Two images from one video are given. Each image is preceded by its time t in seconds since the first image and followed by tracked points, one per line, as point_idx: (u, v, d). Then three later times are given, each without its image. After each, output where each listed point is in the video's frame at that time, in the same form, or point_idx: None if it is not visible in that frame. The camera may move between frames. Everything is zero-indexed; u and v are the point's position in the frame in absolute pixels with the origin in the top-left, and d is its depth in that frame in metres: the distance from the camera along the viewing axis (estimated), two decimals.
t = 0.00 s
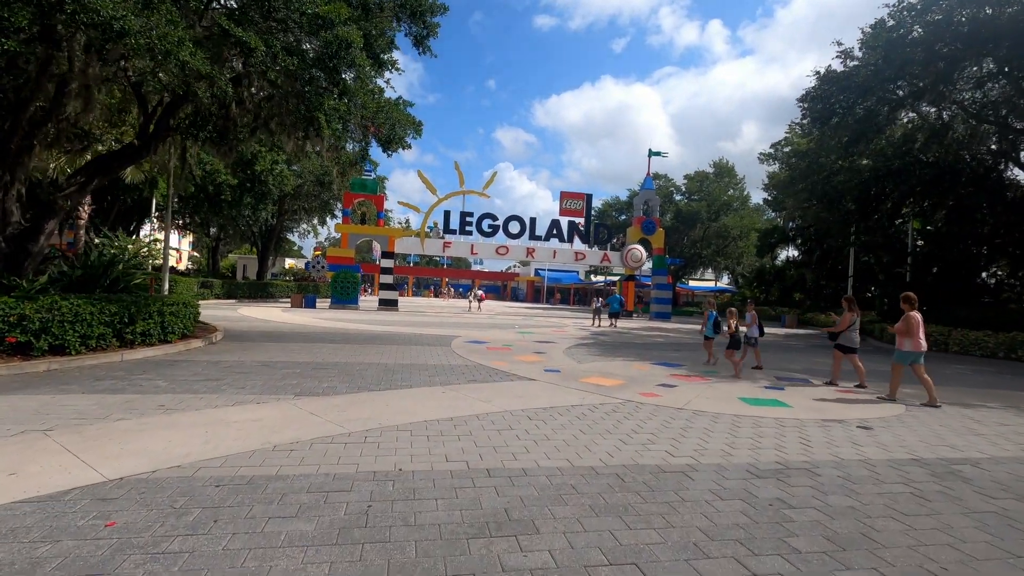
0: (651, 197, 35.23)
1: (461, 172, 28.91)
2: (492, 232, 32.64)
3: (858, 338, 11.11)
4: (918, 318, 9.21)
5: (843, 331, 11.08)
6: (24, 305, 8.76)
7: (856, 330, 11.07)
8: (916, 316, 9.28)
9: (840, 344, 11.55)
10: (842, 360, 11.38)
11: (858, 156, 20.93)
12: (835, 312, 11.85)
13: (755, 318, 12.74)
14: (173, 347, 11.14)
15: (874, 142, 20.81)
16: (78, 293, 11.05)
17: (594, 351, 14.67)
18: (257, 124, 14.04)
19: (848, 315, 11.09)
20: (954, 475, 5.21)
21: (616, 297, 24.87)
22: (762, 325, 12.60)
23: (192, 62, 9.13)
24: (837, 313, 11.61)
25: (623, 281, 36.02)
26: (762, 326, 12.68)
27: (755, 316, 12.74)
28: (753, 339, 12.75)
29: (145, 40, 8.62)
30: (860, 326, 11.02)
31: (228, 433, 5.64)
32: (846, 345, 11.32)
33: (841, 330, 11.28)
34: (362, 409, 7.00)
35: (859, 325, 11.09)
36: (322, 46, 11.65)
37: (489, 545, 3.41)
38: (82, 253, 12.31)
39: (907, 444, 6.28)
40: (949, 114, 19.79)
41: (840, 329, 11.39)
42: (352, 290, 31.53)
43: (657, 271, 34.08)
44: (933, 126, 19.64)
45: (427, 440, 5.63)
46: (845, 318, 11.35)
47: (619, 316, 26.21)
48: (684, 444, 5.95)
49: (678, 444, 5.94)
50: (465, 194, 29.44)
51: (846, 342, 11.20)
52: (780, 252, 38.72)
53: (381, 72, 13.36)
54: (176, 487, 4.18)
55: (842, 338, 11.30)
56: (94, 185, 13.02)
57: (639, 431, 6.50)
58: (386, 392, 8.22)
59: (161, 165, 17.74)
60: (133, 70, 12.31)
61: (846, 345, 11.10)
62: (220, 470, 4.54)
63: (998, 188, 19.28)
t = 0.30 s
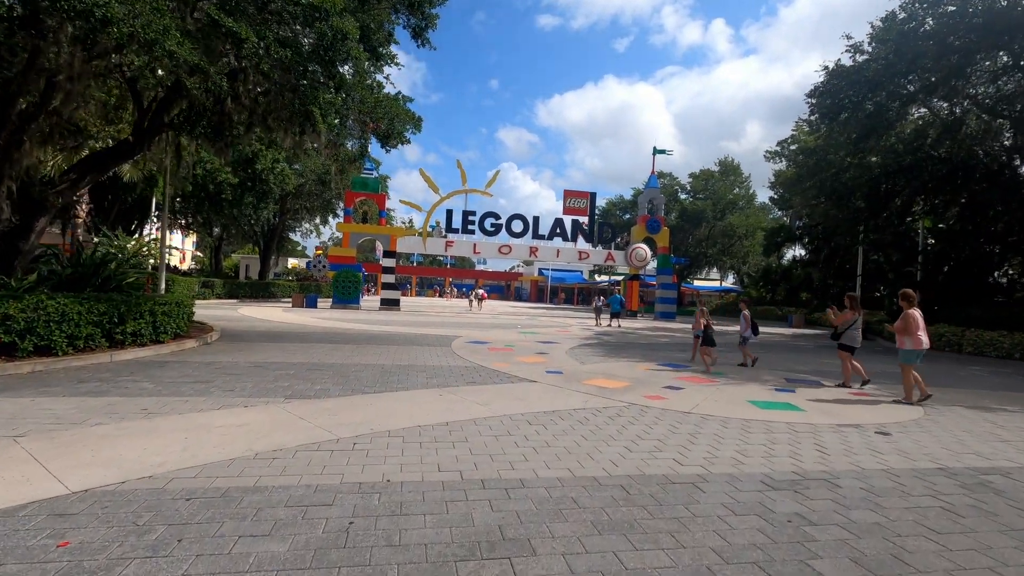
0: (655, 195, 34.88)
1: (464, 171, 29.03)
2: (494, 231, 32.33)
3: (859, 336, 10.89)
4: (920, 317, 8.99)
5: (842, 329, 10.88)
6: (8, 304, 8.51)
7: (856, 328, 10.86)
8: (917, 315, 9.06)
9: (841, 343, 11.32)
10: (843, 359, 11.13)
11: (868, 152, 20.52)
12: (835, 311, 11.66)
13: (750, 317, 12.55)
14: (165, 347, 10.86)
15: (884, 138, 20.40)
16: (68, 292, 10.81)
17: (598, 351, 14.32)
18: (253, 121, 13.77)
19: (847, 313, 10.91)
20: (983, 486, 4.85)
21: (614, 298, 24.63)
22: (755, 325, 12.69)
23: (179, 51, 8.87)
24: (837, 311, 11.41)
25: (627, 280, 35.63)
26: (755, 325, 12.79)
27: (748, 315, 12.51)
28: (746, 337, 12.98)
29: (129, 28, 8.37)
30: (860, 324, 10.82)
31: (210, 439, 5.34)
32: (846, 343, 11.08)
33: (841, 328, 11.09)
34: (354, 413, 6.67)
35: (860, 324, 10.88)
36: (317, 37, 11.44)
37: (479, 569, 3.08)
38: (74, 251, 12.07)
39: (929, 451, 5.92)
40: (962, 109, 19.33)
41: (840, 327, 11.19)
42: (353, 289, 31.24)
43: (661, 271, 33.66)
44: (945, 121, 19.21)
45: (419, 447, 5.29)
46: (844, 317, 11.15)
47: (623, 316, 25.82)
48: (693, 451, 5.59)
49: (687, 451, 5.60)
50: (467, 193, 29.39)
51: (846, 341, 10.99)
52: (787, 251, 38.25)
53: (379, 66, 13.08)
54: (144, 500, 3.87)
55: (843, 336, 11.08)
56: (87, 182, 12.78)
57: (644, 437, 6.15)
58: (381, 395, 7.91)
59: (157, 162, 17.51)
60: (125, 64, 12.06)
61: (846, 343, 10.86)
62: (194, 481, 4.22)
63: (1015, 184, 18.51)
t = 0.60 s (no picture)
0: (659, 193, 34.44)
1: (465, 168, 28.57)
2: (496, 229, 31.96)
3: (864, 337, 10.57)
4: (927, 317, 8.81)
5: (847, 329, 10.55)
6: None
7: (861, 329, 10.55)
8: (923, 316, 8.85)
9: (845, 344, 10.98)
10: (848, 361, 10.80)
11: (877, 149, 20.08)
12: (837, 311, 11.37)
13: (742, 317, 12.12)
14: (154, 348, 10.54)
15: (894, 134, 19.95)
16: (55, 292, 10.51)
17: (601, 352, 13.96)
18: (247, 117, 13.43)
19: (851, 313, 10.60)
20: (1019, 503, 4.47)
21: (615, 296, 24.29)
22: (748, 325, 12.51)
23: (162, 40, 8.55)
24: (840, 312, 11.10)
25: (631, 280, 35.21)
26: (747, 324, 12.58)
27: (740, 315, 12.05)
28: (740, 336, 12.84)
29: (108, 15, 8.05)
30: (865, 325, 10.51)
31: (186, 450, 5.00)
32: (851, 344, 10.75)
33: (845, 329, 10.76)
34: (342, 420, 6.31)
35: (864, 325, 10.58)
36: (309, 29, 11.12)
37: None
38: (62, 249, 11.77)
39: (955, 462, 5.54)
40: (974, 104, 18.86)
41: (845, 328, 10.87)
42: (354, 289, 30.93)
43: (665, 270, 33.23)
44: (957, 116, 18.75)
45: (409, 459, 4.94)
46: (848, 317, 10.84)
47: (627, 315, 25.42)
48: (703, 462, 5.20)
49: (696, 462, 5.23)
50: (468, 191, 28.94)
51: (851, 342, 10.66)
52: (793, 249, 37.77)
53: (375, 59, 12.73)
54: (101, 520, 3.52)
55: (847, 337, 10.75)
56: (76, 179, 12.48)
57: (650, 446, 5.79)
58: (373, 399, 7.56)
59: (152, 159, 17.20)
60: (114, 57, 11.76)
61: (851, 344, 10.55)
62: (160, 499, 3.88)
63: None
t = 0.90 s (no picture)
0: (668, 191, 33.96)
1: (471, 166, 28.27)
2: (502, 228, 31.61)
3: (872, 338, 10.21)
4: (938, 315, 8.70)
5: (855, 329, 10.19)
6: None
7: (869, 330, 10.20)
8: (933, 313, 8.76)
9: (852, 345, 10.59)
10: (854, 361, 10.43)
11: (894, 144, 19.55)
12: (844, 310, 11.01)
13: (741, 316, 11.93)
14: (150, 348, 10.29)
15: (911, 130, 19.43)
16: (49, 290, 10.28)
17: (609, 353, 13.59)
18: (247, 113, 13.18)
19: (859, 313, 10.24)
20: None
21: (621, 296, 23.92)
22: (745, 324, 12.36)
23: (151, 25, 8.30)
24: (847, 311, 10.75)
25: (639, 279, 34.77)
26: (746, 323, 12.37)
27: (738, 315, 11.82)
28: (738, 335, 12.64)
29: None
30: (873, 325, 10.15)
31: (167, 458, 4.69)
32: (858, 345, 10.39)
33: (852, 330, 10.42)
34: (337, 424, 5.98)
35: (872, 325, 10.23)
36: (309, 19, 10.89)
37: None
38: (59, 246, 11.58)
39: (992, 473, 5.15)
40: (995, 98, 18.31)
41: (852, 329, 10.51)
42: (359, 288, 30.74)
43: (673, 269, 32.79)
44: (977, 111, 18.21)
45: (405, 468, 4.61)
46: (856, 317, 10.48)
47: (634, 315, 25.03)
48: (721, 473, 4.83)
49: (713, 472, 4.87)
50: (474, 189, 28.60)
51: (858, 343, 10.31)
52: (804, 248, 37.20)
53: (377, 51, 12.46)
54: (62, 539, 3.21)
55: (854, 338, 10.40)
56: (73, 175, 12.27)
57: (662, 454, 5.44)
58: (371, 402, 7.25)
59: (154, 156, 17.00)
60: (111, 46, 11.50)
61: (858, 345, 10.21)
62: (130, 514, 3.57)
63: None
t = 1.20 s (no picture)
0: (674, 190, 33.50)
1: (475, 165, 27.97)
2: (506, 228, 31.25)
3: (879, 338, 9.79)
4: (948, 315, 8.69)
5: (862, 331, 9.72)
6: None
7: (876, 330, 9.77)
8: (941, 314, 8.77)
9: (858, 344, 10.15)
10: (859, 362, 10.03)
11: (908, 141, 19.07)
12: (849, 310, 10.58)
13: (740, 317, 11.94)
14: (143, 351, 10.01)
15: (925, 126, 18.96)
16: (39, 292, 10.03)
17: (614, 355, 13.21)
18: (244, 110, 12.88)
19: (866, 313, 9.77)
20: None
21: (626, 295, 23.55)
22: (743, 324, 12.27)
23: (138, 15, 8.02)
24: (853, 311, 10.31)
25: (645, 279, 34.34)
26: (743, 323, 12.24)
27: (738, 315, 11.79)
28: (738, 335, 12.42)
29: None
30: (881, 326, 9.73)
31: (143, 472, 4.37)
32: (865, 346, 9.97)
33: (859, 330, 9.97)
34: (327, 434, 5.65)
35: (879, 326, 9.81)
36: (305, 11, 10.60)
37: None
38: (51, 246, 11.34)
39: None
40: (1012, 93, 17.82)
41: (859, 329, 10.07)
42: (362, 288, 30.48)
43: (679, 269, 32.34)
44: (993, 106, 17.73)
45: (398, 485, 4.27)
46: (863, 317, 10.05)
47: (640, 316, 24.62)
48: (740, 490, 4.46)
49: (731, 489, 4.51)
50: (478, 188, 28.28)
51: (864, 345, 9.88)
52: (812, 247, 36.68)
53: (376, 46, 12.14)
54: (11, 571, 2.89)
55: (861, 339, 9.96)
56: (66, 173, 12.01)
57: (675, 466, 5.07)
58: (366, 409, 6.90)
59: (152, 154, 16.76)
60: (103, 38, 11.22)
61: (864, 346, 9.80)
62: (91, 541, 3.25)
63: None
